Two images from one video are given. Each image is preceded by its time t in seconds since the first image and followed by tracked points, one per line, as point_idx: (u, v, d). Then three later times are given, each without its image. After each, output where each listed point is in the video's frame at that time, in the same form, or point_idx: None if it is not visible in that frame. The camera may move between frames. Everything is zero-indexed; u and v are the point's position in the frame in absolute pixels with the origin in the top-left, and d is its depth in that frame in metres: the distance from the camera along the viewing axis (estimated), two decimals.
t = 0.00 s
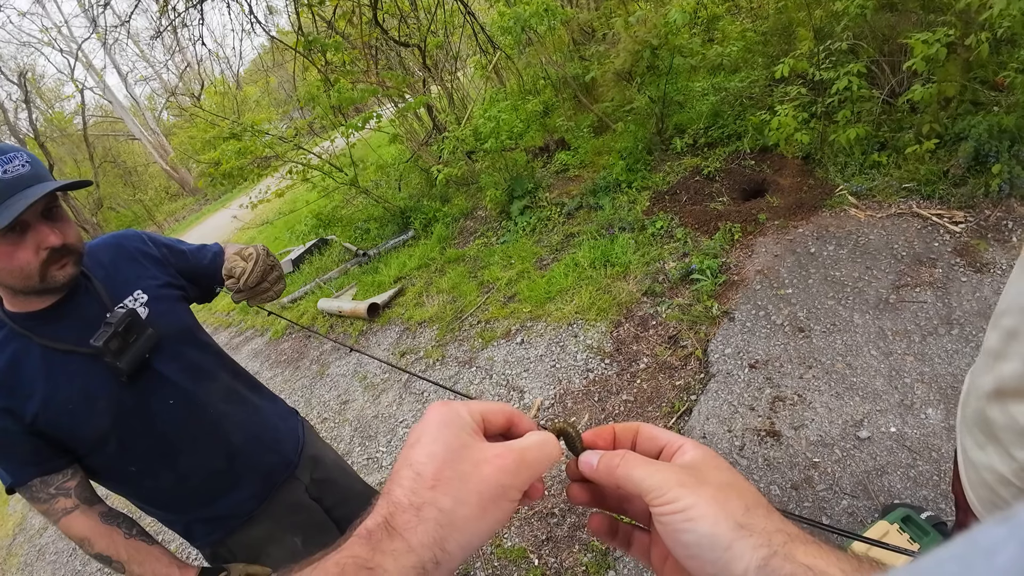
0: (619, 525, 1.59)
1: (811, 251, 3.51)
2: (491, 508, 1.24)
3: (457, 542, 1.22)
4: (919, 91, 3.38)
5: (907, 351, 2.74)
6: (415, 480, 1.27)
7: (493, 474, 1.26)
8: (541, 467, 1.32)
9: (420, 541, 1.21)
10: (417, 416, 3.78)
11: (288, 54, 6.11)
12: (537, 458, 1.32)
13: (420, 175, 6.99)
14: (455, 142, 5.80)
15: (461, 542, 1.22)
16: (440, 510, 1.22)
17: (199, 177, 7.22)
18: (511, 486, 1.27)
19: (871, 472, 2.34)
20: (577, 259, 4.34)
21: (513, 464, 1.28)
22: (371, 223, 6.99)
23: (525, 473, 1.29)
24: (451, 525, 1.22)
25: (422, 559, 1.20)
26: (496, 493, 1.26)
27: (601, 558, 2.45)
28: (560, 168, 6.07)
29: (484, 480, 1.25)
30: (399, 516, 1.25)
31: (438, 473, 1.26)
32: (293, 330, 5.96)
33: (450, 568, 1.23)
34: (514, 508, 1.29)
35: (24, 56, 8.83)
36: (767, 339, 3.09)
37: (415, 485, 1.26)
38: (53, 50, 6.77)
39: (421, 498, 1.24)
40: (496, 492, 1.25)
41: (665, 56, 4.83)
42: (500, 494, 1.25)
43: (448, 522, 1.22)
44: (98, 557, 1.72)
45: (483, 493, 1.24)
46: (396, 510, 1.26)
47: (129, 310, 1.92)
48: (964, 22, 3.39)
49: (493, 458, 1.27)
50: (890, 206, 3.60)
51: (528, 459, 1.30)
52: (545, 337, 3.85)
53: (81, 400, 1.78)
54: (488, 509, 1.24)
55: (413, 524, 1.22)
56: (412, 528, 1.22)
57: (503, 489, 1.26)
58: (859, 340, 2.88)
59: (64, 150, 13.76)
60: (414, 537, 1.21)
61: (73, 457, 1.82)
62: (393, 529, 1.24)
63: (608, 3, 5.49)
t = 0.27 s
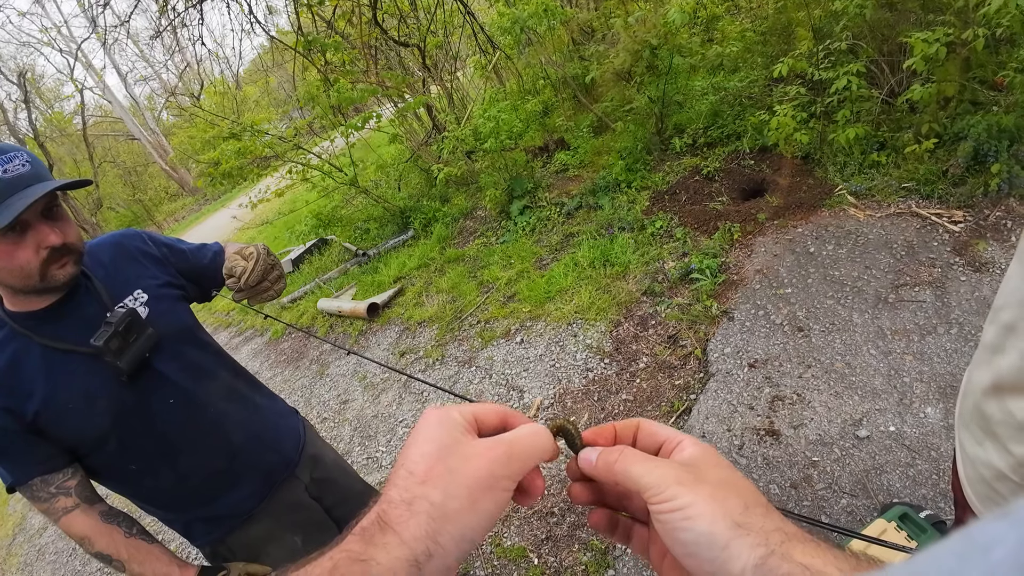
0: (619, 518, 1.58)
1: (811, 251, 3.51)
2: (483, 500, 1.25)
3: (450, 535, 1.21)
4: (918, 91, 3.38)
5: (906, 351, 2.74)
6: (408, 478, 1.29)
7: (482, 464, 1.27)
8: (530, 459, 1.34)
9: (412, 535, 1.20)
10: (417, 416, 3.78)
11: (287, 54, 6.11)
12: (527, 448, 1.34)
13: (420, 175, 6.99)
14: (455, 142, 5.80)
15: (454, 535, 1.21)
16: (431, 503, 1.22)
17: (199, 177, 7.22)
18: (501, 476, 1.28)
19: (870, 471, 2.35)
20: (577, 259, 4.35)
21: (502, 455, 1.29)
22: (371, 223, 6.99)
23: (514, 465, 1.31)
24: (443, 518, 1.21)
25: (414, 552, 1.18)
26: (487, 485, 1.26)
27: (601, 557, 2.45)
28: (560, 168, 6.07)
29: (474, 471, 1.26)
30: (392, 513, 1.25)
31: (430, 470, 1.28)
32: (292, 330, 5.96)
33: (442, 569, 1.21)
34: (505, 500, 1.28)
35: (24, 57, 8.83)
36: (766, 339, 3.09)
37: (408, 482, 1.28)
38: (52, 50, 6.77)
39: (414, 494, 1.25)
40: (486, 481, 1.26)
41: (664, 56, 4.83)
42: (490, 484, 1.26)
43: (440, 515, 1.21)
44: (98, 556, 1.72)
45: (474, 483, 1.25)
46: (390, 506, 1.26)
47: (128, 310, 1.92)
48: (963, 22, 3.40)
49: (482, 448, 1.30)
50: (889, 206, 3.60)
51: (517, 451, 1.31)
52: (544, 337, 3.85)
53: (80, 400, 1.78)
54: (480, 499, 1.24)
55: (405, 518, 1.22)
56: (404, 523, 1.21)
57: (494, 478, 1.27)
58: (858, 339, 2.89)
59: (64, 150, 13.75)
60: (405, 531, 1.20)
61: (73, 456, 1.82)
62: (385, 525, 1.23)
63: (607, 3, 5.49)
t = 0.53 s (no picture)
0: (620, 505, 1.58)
1: (810, 251, 3.52)
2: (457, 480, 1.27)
3: (428, 515, 1.24)
4: (918, 91, 3.38)
5: (905, 350, 2.75)
6: (395, 473, 1.35)
7: (454, 445, 1.31)
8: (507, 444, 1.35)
9: (392, 517, 1.24)
10: (416, 416, 3.78)
11: (286, 54, 6.11)
12: (502, 433, 1.35)
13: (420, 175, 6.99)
14: (455, 142, 5.80)
15: (432, 514, 1.25)
16: (408, 485, 1.28)
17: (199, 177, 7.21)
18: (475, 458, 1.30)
19: (870, 471, 2.35)
20: (576, 259, 4.35)
21: (473, 437, 1.32)
22: (371, 223, 7.00)
23: (489, 448, 1.32)
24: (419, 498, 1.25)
25: (393, 531, 1.22)
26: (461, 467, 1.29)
27: (601, 557, 2.45)
28: (560, 168, 6.07)
29: (447, 454, 1.30)
30: (377, 503, 1.31)
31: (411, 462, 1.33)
32: (292, 330, 5.96)
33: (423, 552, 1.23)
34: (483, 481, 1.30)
35: (24, 56, 8.83)
36: (766, 338, 3.10)
37: (395, 475, 1.35)
38: (52, 50, 6.77)
39: (395, 482, 1.31)
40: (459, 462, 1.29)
41: (664, 56, 4.84)
42: (463, 464, 1.28)
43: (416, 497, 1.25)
44: (98, 555, 1.72)
45: (447, 464, 1.28)
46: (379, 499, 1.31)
47: (128, 310, 1.92)
48: (962, 22, 3.40)
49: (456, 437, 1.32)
50: (888, 206, 3.60)
51: (490, 435, 1.34)
52: (544, 337, 3.85)
53: (80, 400, 1.78)
54: (454, 477, 1.27)
55: (386, 505, 1.27)
56: (386, 508, 1.27)
57: (467, 459, 1.29)
58: (858, 339, 2.89)
59: (63, 150, 13.74)
60: (386, 514, 1.25)
61: (74, 456, 1.82)
62: (370, 513, 1.29)
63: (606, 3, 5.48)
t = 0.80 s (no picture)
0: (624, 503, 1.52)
1: (810, 251, 3.52)
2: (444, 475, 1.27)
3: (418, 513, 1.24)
4: (918, 91, 3.39)
5: (905, 350, 2.75)
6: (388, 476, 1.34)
7: (439, 443, 1.32)
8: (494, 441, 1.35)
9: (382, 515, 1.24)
10: (416, 416, 3.78)
11: (286, 54, 6.11)
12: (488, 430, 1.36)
13: (420, 175, 7.00)
14: (454, 142, 5.81)
15: (421, 508, 1.25)
16: (396, 485, 1.28)
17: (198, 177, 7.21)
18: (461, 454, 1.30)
19: (870, 471, 2.35)
20: (576, 259, 4.35)
21: (459, 434, 1.33)
22: (371, 223, 7.00)
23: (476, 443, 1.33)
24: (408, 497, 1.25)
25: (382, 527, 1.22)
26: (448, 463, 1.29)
27: (601, 557, 2.45)
28: (560, 168, 6.07)
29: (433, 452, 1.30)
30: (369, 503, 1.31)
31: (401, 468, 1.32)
32: (292, 330, 5.96)
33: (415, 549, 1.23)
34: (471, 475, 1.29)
35: (24, 56, 8.82)
36: (765, 338, 3.10)
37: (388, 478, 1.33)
38: (52, 50, 6.77)
39: (388, 485, 1.31)
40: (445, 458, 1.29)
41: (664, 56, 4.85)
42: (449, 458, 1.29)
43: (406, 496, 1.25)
44: (98, 556, 1.72)
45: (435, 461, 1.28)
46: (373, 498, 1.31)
47: (128, 310, 1.92)
48: (961, 22, 3.40)
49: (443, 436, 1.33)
50: (888, 206, 3.60)
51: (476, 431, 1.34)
52: (543, 337, 3.85)
53: (80, 400, 1.78)
54: (441, 471, 1.27)
55: (376, 504, 1.28)
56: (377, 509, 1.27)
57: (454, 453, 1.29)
58: (857, 339, 2.89)
59: (63, 150, 13.74)
60: (376, 513, 1.26)
61: (74, 456, 1.82)
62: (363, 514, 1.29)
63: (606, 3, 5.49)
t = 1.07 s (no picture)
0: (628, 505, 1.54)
1: (810, 250, 3.52)
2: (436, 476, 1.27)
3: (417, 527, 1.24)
4: (917, 91, 3.39)
5: (905, 350, 2.75)
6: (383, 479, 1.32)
7: (431, 444, 1.32)
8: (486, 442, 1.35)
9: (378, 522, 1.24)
10: (416, 416, 3.78)
11: (286, 54, 6.11)
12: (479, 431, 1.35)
13: (419, 175, 7.00)
14: (454, 142, 5.81)
15: (414, 507, 1.25)
16: (390, 485, 1.28)
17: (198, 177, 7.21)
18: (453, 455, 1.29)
19: (870, 470, 2.35)
20: (575, 259, 4.35)
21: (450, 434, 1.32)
22: (370, 223, 7.00)
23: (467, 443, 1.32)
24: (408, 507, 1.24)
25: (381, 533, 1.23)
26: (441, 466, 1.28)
27: (601, 556, 2.45)
28: (559, 168, 6.07)
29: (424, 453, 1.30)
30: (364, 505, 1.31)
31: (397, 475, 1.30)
32: (291, 330, 5.96)
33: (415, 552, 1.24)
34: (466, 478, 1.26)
35: (24, 56, 8.84)
36: (765, 338, 3.10)
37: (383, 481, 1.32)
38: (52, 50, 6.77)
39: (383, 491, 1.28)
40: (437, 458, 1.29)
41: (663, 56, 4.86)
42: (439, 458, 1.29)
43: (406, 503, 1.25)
44: (97, 555, 1.72)
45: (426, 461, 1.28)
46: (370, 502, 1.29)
47: (128, 310, 1.92)
48: (961, 22, 3.40)
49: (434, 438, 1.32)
50: (888, 205, 3.60)
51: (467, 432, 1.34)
52: (543, 336, 3.85)
53: (79, 400, 1.78)
54: (432, 471, 1.27)
55: (371, 505, 1.28)
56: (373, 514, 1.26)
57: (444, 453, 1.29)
58: (857, 338, 2.89)
59: (63, 150, 13.73)
60: (370, 514, 1.26)
61: (74, 456, 1.82)
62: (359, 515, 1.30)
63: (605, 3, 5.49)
